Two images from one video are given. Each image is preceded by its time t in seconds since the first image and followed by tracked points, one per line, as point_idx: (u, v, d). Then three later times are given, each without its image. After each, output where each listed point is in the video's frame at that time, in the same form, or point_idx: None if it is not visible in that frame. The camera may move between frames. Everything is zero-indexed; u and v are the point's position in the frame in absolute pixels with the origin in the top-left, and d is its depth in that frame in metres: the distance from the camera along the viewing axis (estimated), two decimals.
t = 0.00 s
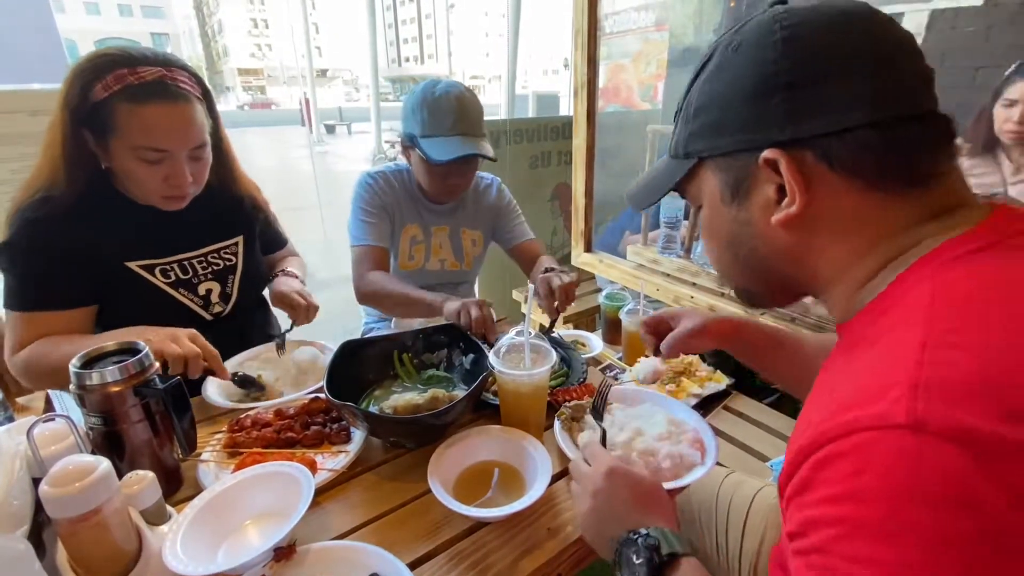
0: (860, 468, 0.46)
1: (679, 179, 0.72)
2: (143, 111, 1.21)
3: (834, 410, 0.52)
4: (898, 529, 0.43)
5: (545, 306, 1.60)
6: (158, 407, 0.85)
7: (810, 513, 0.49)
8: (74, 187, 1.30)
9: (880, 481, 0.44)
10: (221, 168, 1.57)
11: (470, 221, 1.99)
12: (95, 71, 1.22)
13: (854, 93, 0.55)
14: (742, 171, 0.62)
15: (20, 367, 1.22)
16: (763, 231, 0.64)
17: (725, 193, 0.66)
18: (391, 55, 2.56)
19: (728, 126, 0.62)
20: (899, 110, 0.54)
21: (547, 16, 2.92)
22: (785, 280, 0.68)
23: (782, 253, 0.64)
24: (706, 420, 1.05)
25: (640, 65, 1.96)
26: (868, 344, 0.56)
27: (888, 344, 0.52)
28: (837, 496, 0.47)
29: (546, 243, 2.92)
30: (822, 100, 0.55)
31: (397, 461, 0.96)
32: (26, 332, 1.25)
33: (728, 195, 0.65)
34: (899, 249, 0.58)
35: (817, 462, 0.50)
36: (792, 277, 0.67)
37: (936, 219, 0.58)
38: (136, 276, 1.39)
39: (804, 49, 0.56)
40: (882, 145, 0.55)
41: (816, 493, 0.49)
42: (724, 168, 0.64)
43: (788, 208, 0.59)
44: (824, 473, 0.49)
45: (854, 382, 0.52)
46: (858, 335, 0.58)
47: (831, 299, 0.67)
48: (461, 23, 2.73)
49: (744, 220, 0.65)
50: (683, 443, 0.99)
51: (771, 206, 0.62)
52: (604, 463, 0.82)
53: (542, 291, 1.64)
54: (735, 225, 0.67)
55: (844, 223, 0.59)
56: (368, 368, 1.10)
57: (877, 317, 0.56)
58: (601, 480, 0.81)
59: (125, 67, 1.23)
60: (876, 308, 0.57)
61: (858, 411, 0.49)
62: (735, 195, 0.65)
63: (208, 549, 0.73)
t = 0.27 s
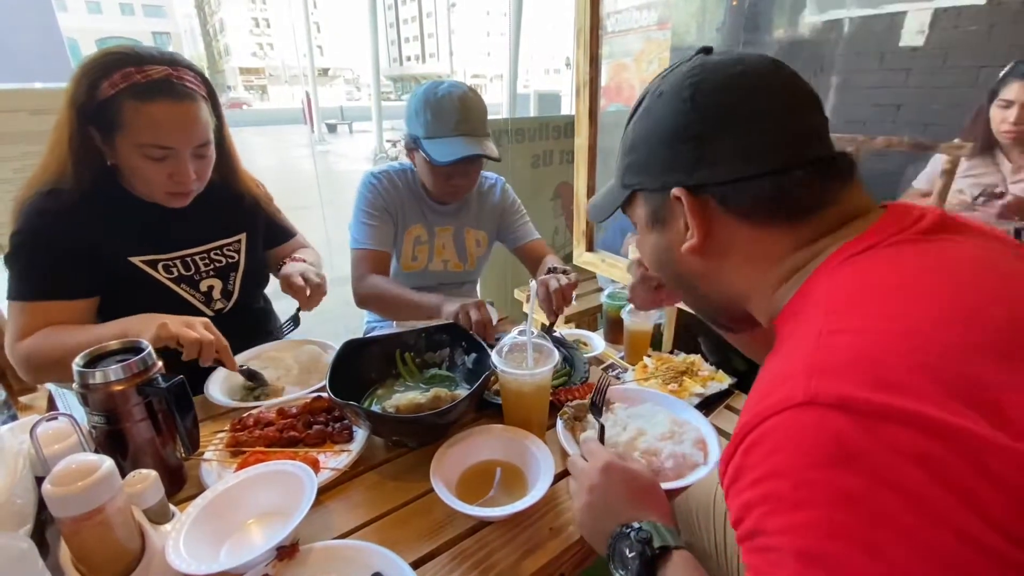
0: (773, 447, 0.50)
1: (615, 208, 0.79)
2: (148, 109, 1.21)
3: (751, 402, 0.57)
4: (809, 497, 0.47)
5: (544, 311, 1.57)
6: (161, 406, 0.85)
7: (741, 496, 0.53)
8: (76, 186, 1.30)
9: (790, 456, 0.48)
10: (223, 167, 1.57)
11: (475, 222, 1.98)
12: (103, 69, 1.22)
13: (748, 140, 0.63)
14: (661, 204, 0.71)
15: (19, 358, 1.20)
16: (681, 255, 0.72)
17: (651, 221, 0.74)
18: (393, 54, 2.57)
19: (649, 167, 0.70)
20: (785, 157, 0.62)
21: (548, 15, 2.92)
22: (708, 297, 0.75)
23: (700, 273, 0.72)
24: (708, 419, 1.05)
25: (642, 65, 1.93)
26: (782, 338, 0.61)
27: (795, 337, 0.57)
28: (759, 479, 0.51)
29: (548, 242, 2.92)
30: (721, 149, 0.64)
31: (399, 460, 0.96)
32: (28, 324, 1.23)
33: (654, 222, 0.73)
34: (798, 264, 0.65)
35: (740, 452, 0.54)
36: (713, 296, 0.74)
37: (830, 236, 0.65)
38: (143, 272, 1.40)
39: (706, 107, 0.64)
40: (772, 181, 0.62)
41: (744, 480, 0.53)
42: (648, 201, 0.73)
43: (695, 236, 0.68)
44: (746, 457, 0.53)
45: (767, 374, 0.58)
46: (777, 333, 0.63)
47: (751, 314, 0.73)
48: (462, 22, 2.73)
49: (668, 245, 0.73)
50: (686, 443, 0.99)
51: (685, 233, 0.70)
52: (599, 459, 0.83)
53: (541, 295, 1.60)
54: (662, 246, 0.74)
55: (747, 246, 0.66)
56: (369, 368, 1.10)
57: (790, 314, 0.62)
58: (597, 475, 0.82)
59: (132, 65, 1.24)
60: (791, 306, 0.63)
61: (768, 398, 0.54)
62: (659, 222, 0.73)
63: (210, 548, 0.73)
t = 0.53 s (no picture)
0: (763, 445, 0.50)
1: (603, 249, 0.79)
2: (149, 109, 1.21)
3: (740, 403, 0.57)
4: (800, 494, 0.47)
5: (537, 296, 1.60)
6: (161, 405, 0.85)
7: (735, 498, 0.53)
8: (77, 185, 1.30)
9: (780, 454, 0.49)
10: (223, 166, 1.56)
11: (475, 220, 1.99)
12: (104, 67, 1.21)
13: (721, 161, 0.64)
14: (646, 230, 0.71)
15: (17, 352, 1.18)
16: (671, 279, 0.71)
17: (639, 246, 0.73)
18: (393, 53, 2.57)
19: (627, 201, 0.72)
20: (755, 168, 0.64)
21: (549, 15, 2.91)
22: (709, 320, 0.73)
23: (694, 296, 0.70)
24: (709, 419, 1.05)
25: (642, 64, 1.97)
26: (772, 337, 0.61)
27: (782, 336, 0.57)
28: (752, 480, 0.50)
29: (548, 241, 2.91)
30: (693, 171, 0.65)
31: (399, 460, 0.96)
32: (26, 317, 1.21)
33: (642, 246, 0.73)
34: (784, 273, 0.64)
35: (731, 455, 0.54)
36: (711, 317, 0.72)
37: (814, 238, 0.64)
38: (140, 270, 1.40)
39: (672, 136, 0.68)
40: (749, 195, 0.63)
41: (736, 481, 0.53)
42: (633, 229, 0.73)
43: (682, 257, 0.67)
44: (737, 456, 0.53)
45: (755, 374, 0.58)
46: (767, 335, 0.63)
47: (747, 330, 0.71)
48: (462, 21, 2.72)
49: (657, 268, 0.72)
50: (687, 443, 0.98)
51: (672, 255, 0.69)
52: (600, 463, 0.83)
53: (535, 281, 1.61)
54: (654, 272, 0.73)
55: (733, 263, 0.66)
56: (370, 367, 1.10)
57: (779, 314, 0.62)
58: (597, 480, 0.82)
59: (133, 64, 1.23)
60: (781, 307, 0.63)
61: (754, 399, 0.54)
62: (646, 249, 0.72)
63: (210, 548, 0.73)
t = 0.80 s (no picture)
0: (772, 430, 0.50)
1: (608, 242, 0.78)
2: (150, 112, 1.21)
3: (748, 394, 0.56)
4: (811, 477, 0.46)
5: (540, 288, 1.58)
6: (160, 406, 0.84)
7: (743, 488, 0.52)
8: (77, 185, 1.29)
9: (790, 438, 0.48)
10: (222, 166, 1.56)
11: (473, 219, 1.98)
12: (103, 70, 1.21)
13: (734, 148, 0.64)
14: (656, 224, 0.70)
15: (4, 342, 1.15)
16: (681, 273, 0.70)
17: (648, 241, 0.73)
18: (394, 52, 2.57)
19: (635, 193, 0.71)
20: (766, 159, 0.63)
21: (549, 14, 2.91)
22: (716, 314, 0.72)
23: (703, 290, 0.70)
24: (710, 419, 1.05)
25: (643, 63, 1.97)
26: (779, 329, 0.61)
27: (789, 327, 0.57)
28: (760, 467, 0.50)
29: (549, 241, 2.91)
30: (706, 159, 0.65)
31: (399, 460, 0.96)
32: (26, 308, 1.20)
33: (650, 241, 0.72)
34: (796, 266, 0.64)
35: (739, 445, 0.54)
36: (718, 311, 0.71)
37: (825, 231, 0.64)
38: (141, 269, 1.40)
39: (682, 127, 0.67)
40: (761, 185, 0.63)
41: (743, 470, 0.52)
42: (643, 223, 0.72)
43: (696, 249, 0.66)
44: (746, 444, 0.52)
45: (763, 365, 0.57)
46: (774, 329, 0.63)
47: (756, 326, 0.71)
48: (463, 20, 2.72)
49: (667, 262, 0.71)
50: (688, 443, 0.98)
51: (684, 248, 0.68)
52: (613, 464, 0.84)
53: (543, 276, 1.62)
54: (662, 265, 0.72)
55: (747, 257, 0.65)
56: (370, 367, 1.09)
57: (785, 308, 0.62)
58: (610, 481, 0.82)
59: (133, 66, 1.23)
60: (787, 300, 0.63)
61: (763, 388, 0.53)
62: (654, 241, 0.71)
63: (209, 548, 0.73)
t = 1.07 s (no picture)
0: (893, 464, 0.45)
1: (689, 187, 0.67)
2: (148, 115, 1.20)
3: (862, 404, 0.51)
4: (943, 530, 0.41)
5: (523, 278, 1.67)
6: (162, 406, 0.85)
7: (843, 510, 0.48)
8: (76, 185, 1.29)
9: (920, 478, 0.43)
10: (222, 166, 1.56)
11: (472, 219, 1.98)
12: (102, 71, 1.22)
13: (891, 101, 0.50)
14: (769, 174, 0.58)
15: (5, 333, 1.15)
16: (786, 239, 0.60)
17: (748, 198, 0.61)
18: (393, 53, 2.57)
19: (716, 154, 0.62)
20: (932, 121, 0.51)
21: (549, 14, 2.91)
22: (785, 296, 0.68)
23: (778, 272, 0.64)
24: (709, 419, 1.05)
25: (643, 63, 1.96)
26: (895, 331, 0.54)
27: (918, 338, 0.51)
28: (874, 497, 0.45)
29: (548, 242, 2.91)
30: (859, 105, 0.51)
31: (399, 460, 0.96)
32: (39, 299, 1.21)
33: (751, 200, 0.61)
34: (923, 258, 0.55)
35: (847, 462, 0.49)
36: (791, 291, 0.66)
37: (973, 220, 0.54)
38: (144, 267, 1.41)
39: (846, 48, 0.50)
40: (918, 153, 0.51)
41: (849, 492, 0.48)
42: (750, 170, 0.59)
43: (818, 216, 0.55)
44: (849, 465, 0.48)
45: (884, 374, 0.51)
46: (883, 327, 0.57)
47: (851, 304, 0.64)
48: (462, 20, 2.72)
49: (767, 226, 0.61)
50: (687, 443, 0.99)
51: (796, 212, 0.58)
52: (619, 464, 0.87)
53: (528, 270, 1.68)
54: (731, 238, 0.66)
55: (872, 235, 0.55)
56: (371, 367, 1.10)
57: (902, 310, 0.55)
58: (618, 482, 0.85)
59: (132, 69, 1.23)
60: (903, 299, 0.56)
61: (889, 406, 0.47)
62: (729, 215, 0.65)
63: (211, 548, 0.73)
